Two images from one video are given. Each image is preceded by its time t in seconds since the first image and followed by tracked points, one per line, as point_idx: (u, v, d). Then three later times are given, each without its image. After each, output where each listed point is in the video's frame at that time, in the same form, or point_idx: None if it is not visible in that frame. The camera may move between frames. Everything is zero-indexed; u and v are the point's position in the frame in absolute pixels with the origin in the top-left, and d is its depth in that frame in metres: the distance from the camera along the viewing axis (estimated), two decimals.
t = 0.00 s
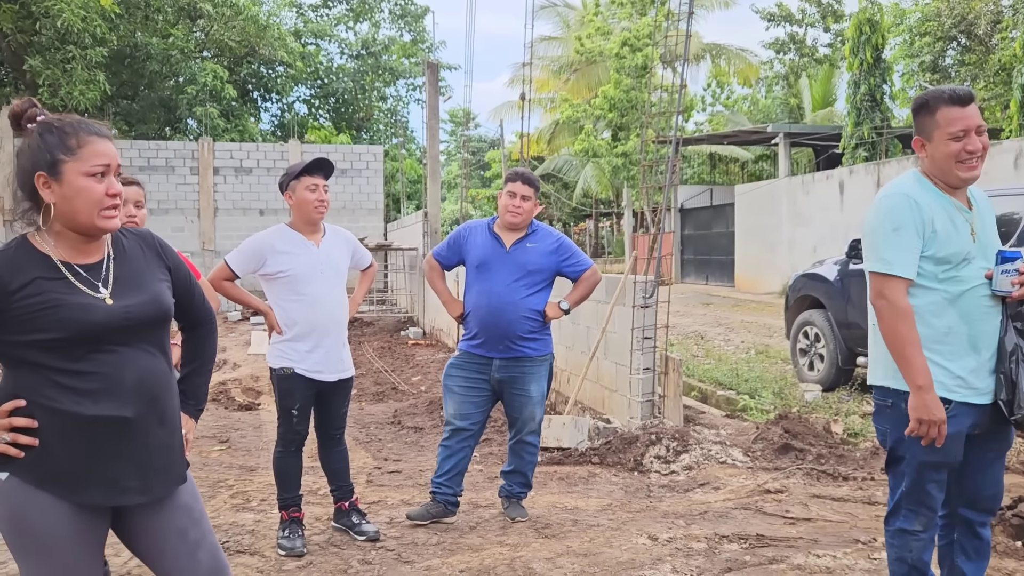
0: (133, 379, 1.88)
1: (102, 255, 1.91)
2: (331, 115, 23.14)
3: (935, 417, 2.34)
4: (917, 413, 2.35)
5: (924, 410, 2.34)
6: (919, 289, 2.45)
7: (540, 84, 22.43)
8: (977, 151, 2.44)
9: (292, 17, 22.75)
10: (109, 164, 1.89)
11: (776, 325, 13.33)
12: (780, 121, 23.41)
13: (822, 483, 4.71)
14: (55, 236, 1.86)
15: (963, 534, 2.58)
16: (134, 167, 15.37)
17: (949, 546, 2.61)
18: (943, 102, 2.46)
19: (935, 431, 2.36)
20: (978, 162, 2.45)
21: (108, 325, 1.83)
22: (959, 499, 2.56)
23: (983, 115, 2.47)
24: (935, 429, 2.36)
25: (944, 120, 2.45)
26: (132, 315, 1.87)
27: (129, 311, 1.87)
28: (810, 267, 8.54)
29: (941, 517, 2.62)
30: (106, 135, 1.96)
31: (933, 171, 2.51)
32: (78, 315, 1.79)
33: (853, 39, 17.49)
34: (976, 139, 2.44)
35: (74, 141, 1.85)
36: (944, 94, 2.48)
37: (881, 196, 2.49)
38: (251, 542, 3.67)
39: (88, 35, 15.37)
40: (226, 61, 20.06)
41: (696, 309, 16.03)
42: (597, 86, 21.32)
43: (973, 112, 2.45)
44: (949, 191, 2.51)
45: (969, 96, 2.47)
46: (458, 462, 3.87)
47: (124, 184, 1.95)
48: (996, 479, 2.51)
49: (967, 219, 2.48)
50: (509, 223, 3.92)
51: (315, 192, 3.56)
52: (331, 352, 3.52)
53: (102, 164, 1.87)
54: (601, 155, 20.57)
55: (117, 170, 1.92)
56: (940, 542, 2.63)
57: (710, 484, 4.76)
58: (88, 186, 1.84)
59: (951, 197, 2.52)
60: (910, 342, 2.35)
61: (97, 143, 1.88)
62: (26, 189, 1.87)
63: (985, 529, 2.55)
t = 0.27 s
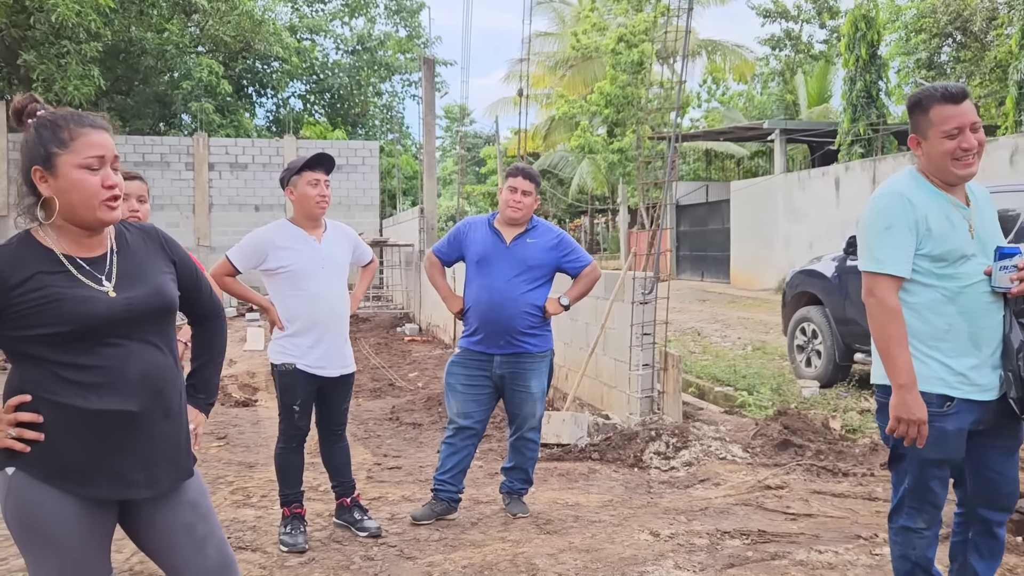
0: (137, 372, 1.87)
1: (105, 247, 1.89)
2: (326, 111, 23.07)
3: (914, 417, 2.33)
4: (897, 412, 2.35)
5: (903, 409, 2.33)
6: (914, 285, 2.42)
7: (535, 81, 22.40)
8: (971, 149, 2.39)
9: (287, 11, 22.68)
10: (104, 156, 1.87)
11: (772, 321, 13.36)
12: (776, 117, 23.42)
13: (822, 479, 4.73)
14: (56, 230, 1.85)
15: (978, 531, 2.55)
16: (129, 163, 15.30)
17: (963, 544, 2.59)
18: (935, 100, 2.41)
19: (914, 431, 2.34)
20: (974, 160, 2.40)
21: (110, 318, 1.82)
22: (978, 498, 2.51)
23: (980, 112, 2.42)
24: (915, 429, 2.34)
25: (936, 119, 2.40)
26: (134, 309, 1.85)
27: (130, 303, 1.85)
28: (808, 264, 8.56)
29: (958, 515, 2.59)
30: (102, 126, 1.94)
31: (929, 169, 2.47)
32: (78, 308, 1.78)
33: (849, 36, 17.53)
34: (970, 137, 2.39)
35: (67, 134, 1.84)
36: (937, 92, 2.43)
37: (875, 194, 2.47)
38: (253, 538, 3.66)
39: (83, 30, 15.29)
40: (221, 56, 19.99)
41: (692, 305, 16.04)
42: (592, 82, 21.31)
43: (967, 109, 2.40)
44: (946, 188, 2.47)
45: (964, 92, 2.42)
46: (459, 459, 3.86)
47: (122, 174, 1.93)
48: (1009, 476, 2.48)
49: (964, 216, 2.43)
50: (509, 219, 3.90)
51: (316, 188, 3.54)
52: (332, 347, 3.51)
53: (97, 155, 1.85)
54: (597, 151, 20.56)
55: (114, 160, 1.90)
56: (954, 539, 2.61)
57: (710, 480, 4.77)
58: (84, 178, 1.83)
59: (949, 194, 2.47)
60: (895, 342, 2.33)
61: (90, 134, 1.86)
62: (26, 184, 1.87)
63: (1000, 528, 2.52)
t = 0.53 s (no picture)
0: (141, 374, 1.80)
1: (117, 252, 1.84)
2: (314, 107, 22.78)
3: (929, 413, 2.30)
4: (909, 411, 2.32)
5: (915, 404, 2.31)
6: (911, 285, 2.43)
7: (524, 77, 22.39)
8: (970, 150, 2.40)
9: (275, 7, 22.56)
10: (96, 155, 1.80)
11: (762, 318, 13.43)
12: (764, 114, 23.54)
13: (818, 475, 4.76)
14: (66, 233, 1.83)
15: (995, 528, 2.58)
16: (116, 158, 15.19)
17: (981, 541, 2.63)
18: (935, 103, 2.43)
19: (931, 427, 2.31)
20: (972, 162, 2.41)
21: (118, 319, 1.75)
22: (1000, 501, 2.53)
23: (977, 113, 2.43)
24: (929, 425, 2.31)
25: (936, 121, 2.42)
26: (144, 312, 1.79)
27: (140, 307, 1.79)
28: (799, 261, 8.61)
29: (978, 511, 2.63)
30: (103, 125, 1.87)
31: (927, 171, 2.48)
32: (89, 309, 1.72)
33: (837, 34, 17.67)
34: (968, 141, 2.40)
35: (59, 136, 1.78)
36: (936, 95, 2.44)
37: (872, 195, 2.48)
38: (253, 537, 3.65)
39: (69, 24, 15.15)
40: (208, 51, 19.87)
41: (682, 302, 16.09)
42: (581, 78, 21.34)
43: (964, 111, 2.41)
44: (945, 190, 2.48)
45: (963, 94, 2.43)
46: (457, 458, 3.85)
47: (123, 173, 1.86)
48: None
49: (964, 217, 2.44)
50: (507, 217, 3.85)
51: (315, 186, 3.52)
52: (332, 347, 3.49)
53: (88, 155, 1.79)
54: (586, 148, 20.57)
55: (110, 158, 1.82)
56: (973, 534, 2.67)
57: (707, 477, 4.79)
58: (73, 181, 1.77)
59: (947, 195, 2.48)
60: (900, 341, 2.33)
61: (82, 134, 1.80)
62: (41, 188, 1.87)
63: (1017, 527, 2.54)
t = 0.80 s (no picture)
0: (153, 376, 1.78)
1: (129, 254, 1.82)
2: (294, 103, 22.51)
3: (935, 403, 2.33)
4: (915, 401, 2.35)
5: (920, 394, 2.34)
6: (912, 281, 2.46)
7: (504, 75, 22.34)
8: (974, 148, 2.44)
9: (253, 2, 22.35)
10: (98, 155, 1.77)
11: (744, 315, 13.54)
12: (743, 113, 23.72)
13: (807, 472, 4.82)
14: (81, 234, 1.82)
15: (991, 522, 2.64)
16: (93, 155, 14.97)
17: (978, 534, 2.70)
18: (943, 102, 2.47)
19: (938, 417, 2.33)
20: (976, 160, 2.45)
21: (131, 323, 1.74)
22: (998, 497, 2.58)
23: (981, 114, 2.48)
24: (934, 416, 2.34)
25: (942, 120, 2.46)
26: (156, 317, 1.78)
27: (153, 312, 1.77)
28: (782, 260, 8.71)
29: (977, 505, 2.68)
30: (111, 124, 1.84)
31: (930, 170, 2.52)
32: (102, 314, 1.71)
33: (816, 34, 17.88)
34: (974, 141, 2.45)
35: (64, 137, 1.77)
36: (947, 93, 2.49)
37: (874, 190, 2.52)
38: (249, 537, 3.63)
39: (44, 18, 14.91)
40: (186, 47, 19.65)
41: (664, 300, 16.18)
42: (562, 76, 21.35)
43: (968, 110, 2.46)
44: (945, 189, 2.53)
45: (969, 94, 2.48)
46: (450, 455, 3.85)
47: (130, 173, 1.82)
48: None
49: (962, 215, 2.49)
50: (504, 216, 3.86)
51: (313, 184, 3.50)
52: (330, 346, 3.49)
53: (91, 155, 1.76)
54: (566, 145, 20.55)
55: (115, 158, 1.79)
56: (970, 528, 2.73)
57: (698, 473, 4.84)
58: (77, 181, 1.75)
59: (946, 195, 2.52)
60: (903, 333, 2.36)
61: (86, 134, 1.77)
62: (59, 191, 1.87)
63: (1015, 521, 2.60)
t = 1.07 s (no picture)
0: (168, 378, 1.81)
1: (135, 258, 1.85)
2: (267, 100, 22.50)
3: (916, 398, 2.40)
4: (897, 394, 2.42)
5: (904, 386, 2.41)
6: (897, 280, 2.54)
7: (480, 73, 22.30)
8: (969, 149, 2.57)
9: None
10: (103, 160, 1.78)
11: (719, 313, 13.70)
12: (717, 113, 23.96)
13: (789, 468, 4.90)
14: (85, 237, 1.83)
15: (962, 516, 2.71)
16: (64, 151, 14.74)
17: (949, 528, 2.76)
18: (940, 100, 2.61)
19: (917, 411, 2.41)
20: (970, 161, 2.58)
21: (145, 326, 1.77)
22: (971, 491, 2.66)
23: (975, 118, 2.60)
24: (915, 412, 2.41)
25: (940, 117, 2.59)
26: (167, 319, 1.81)
27: (163, 317, 1.81)
28: (759, 259, 8.83)
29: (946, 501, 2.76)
30: (113, 126, 1.85)
31: (924, 170, 2.64)
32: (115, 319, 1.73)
33: (789, 35, 18.14)
34: (970, 137, 2.57)
35: (67, 141, 1.77)
36: (942, 94, 2.63)
37: (864, 191, 2.59)
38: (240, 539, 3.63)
39: (12, 13, 14.66)
40: (158, 42, 19.43)
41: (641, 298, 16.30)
42: (538, 74, 21.43)
43: (964, 114, 2.58)
44: (936, 190, 2.63)
45: (963, 98, 2.61)
46: (440, 454, 3.86)
47: (134, 176, 1.83)
48: (996, 468, 2.64)
49: (949, 217, 2.57)
50: (494, 216, 3.89)
51: (305, 184, 3.52)
52: (322, 345, 3.51)
53: (94, 160, 1.77)
54: (542, 144, 20.58)
55: (118, 162, 1.80)
56: (941, 523, 2.78)
57: (683, 471, 4.90)
58: (81, 186, 1.76)
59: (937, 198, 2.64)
60: (886, 329, 2.44)
61: (89, 138, 1.77)
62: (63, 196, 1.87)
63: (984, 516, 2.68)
